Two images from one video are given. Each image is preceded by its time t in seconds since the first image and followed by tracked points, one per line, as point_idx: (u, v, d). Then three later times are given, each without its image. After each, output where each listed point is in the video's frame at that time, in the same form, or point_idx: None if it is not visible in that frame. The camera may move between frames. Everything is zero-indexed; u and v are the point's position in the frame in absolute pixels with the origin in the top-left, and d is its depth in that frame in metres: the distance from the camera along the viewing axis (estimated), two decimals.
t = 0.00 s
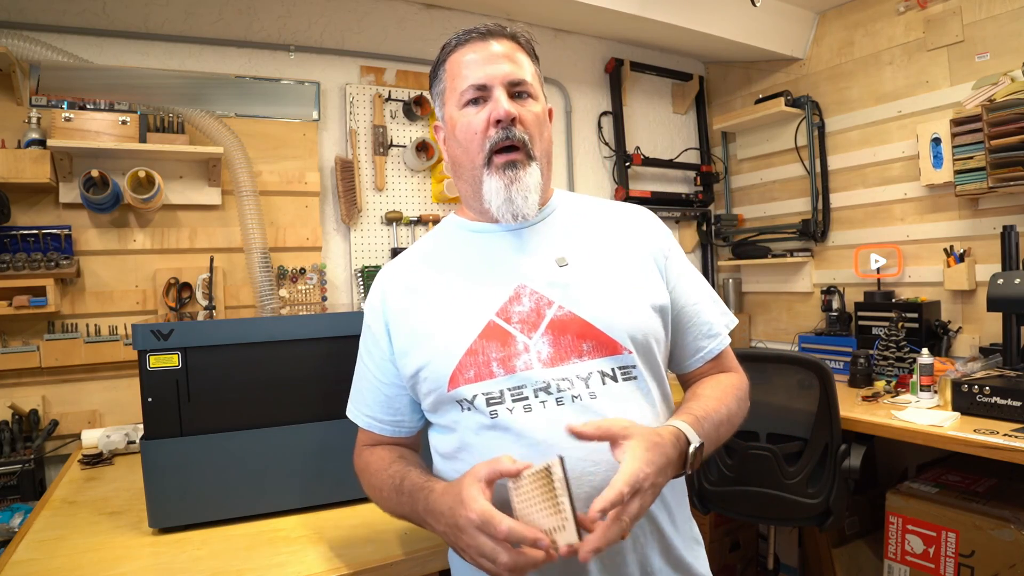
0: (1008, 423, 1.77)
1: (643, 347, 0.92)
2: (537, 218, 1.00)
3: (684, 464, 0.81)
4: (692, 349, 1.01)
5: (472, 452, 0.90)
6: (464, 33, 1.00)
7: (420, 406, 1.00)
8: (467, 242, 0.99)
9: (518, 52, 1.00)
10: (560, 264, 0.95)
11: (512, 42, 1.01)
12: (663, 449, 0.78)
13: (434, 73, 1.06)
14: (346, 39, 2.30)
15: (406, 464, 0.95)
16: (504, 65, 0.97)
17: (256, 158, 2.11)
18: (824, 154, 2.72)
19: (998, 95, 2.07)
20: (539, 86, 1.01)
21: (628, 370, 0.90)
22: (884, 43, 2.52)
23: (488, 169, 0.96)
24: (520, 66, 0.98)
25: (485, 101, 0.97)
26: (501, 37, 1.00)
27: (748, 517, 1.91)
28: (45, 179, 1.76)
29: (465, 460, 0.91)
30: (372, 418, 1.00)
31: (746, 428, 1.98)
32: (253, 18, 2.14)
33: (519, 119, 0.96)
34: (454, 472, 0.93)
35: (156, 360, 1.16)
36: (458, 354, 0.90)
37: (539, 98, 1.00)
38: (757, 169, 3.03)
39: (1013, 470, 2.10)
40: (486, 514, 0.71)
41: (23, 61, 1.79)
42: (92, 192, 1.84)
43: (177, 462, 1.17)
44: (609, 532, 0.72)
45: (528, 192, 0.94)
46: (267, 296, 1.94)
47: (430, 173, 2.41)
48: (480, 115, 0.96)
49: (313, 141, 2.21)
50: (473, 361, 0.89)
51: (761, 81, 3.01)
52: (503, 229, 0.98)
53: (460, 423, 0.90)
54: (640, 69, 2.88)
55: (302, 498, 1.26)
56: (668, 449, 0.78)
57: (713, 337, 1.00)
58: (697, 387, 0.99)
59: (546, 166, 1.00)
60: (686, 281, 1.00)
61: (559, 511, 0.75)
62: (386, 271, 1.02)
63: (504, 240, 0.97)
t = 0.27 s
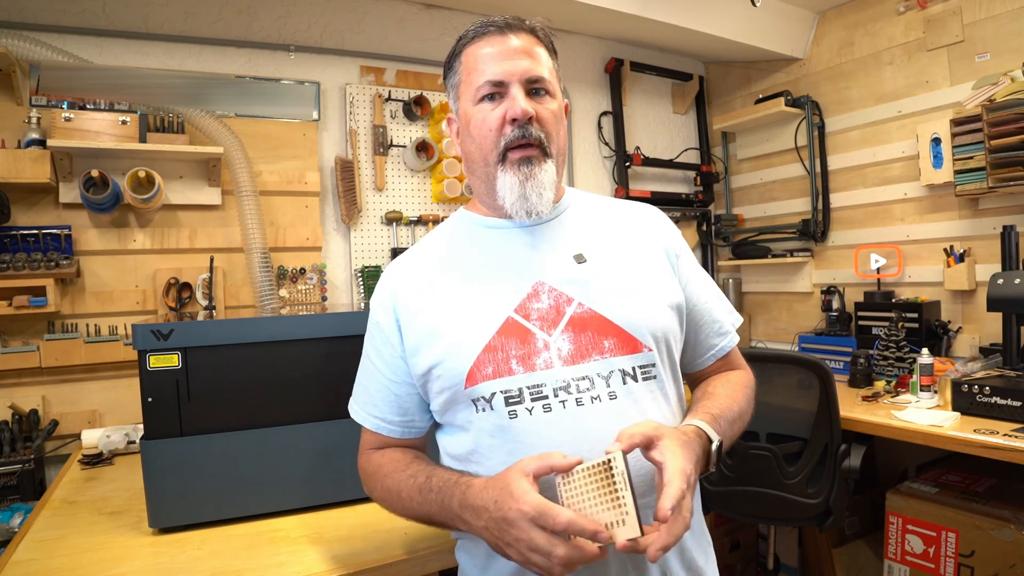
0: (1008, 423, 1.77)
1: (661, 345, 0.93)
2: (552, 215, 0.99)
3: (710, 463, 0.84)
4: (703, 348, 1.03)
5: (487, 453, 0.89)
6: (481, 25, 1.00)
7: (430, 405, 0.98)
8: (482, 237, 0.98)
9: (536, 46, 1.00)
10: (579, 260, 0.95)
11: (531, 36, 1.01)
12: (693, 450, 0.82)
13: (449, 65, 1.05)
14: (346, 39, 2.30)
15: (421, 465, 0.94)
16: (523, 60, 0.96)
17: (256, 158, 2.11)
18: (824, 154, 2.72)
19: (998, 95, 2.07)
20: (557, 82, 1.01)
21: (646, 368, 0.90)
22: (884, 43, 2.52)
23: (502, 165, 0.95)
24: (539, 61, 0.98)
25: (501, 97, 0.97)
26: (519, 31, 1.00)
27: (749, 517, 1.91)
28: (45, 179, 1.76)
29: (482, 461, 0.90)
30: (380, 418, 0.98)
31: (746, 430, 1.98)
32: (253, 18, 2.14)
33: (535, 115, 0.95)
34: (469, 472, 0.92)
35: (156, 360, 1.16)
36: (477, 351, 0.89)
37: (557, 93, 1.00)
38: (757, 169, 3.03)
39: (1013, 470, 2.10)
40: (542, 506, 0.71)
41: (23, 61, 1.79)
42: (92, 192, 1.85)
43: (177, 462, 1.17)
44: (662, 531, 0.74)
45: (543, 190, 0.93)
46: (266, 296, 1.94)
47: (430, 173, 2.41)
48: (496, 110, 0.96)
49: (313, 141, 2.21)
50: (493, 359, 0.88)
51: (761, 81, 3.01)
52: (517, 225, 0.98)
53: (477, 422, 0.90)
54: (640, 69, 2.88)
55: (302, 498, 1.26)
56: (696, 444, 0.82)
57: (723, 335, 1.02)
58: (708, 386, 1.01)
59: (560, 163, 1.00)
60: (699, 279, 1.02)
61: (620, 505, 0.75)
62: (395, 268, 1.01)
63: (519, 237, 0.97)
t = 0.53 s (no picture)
0: (1008, 423, 1.77)
1: (664, 348, 0.92)
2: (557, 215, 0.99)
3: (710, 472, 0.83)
4: (708, 351, 1.02)
5: (485, 454, 0.89)
6: (488, 21, 1.00)
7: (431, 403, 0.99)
8: (485, 237, 0.98)
9: (544, 43, 1.00)
10: (582, 261, 0.95)
11: (539, 32, 1.01)
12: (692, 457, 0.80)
13: (456, 63, 1.05)
14: (346, 39, 2.29)
15: (421, 464, 0.94)
16: (529, 57, 0.97)
17: (256, 158, 2.11)
18: (824, 154, 2.72)
19: (998, 95, 2.07)
20: (564, 80, 1.01)
21: (649, 372, 0.90)
22: (884, 43, 2.52)
23: (507, 163, 0.95)
24: (545, 58, 0.98)
25: (506, 94, 0.97)
26: (527, 28, 1.00)
27: (749, 517, 1.91)
28: (44, 179, 1.76)
29: (480, 462, 0.90)
30: (380, 415, 0.99)
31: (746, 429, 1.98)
32: (253, 18, 2.14)
33: (540, 112, 0.95)
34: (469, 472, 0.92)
35: (156, 360, 1.16)
36: (478, 350, 0.89)
37: (563, 91, 1.00)
38: (757, 169, 3.03)
39: (1013, 470, 2.10)
40: (540, 517, 0.71)
41: (23, 61, 1.79)
42: (92, 192, 1.85)
43: (177, 463, 1.17)
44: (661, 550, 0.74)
45: (548, 187, 0.93)
46: (266, 295, 1.94)
47: (430, 173, 2.42)
48: (502, 106, 0.96)
49: (313, 141, 2.21)
50: (493, 359, 0.89)
51: (761, 81, 3.01)
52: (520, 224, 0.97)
53: (474, 422, 0.90)
54: (640, 69, 2.88)
55: (302, 498, 1.26)
56: (697, 453, 0.81)
57: (729, 338, 1.01)
58: (712, 391, 1.00)
59: (566, 161, 0.99)
60: (704, 282, 1.01)
61: (622, 522, 0.73)
62: (399, 265, 1.01)
63: (521, 237, 0.97)
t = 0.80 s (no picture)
0: (1008, 423, 1.77)
1: (654, 347, 0.88)
2: (549, 214, 0.97)
3: (686, 477, 0.76)
4: (714, 350, 0.94)
5: (472, 449, 0.91)
6: (469, 28, 1.00)
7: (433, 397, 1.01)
8: (481, 235, 0.99)
9: (527, 43, 0.99)
10: (571, 258, 0.93)
11: (521, 33, 0.99)
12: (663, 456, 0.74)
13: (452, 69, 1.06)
14: (346, 39, 2.29)
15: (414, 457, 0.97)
16: (508, 59, 0.96)
17: (256, 158, 2.11)
18: (824, 154, 2.72)
19: (998, 95, 2.07)
20: (550, 77, 0.99)
21: (634, 371, 0.86)
22: (884, 43, 2.52)
23: (491, 168, 0.96)
24: (525, 58, 0.96)
25: (487, 97, 0.97)
26: (510, 30, 0.99)
27: (749, 517, 1.91)
28: (44, 179, 1.76)
29: (467, 456, 0.92)
30: (385, 407, 1.03)
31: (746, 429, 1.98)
32: (253, 18, 2.14)
33: (518, 115, 0.94)
34: (460, 467, 0.94)
35: (156, 360, 1.16)
36: (464, 347, 0.91)
37: (548, 88, 0.98)
38: (757, 169, 3.03)
39: (1012, 470, 2.10)
40: (486, 515, 0.73)
41: (23, 61, 1.79)
42: (92, 192, 1.85)
43: (177, 463, 1.17)
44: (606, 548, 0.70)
45: (530, 189, 0.91)
46: (266, 295, 1.94)
47: (430, 173, 2.42)
48: (482, 112, 0.96)
49: (313, 141, 2.21)
50: (477, 356, 0.90)
51: (761, 81, 3.01)
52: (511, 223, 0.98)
53: (460, 417, 0.92)
54: (640, 69, 2.88)
55: (301, 498, 1.26)
56: (666, 456, 0.74)
57: (739, 336, 0.92)
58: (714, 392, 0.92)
59: (554, 159, 0.97)
60: (710, 277, 0.94)
61: (568, 521, 0.73)
62: (407, 263, 1.05)
63: (513, 235, 0.97)
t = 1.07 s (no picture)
0: (1008, 423, 1.77)
1: (634, 349, 0.85)
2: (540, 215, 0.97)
3: (643, 490, 0.73)
4: (710, 351, 0.85)
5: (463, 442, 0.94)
6: (454, 38, 1.00)
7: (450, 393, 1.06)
8: (483, 237, 1.02)
9: (506, 45, 0.96)
10: (555, 258, 0.92)
11: (502, 35, 0.97)
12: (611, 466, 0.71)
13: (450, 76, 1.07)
14: (346, 39, 2.29)
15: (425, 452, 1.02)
16: (484, 65, 0.94)
17: (256, 158, 2.11)
18: (824, 154, 2.72)
19: (998, 95, 2.07)
20: (530, 77, 0.95)
21: (609, 374, 0.84)
22: (884, 43, 2.52)
23: (475, 174, 0.96)
24: (501, 63, 0.94)
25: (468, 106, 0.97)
26: (491, 33, 0.97)
27: (747, 517, 1.90)
28: (44, 179, 1.76)
29: (460, 450, 0.96)
30: (405, 399, 1.10)
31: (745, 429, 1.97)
32: (253, 18, 2.14)
33: (495, 120, 0.92)
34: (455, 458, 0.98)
35: (156, 360, 1.16)
36: (454, 346, 0.95)
37: (527, 89, 0.94)
38: (757, 169, 3.03)
39: (1012, 469, 2.10)
40: (437, 505, 0.81)
41: (23, 61, 1.79)
42: (92, 192, 1.85)
43: (176, 463, 1.17)
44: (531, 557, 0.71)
45: (506, 197, 0.91)
46: (267, 295, 1.94)
47: (430, 173, 2.42)
48: (465, 120, 0.96)
49: (313, 141, 2.21)
50: (463, 355, 0.93)
51: (761, 81, 3.01)
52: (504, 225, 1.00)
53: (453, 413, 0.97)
54: (639, 69, 2.88)
55: (299, 498, 1.26)
56: (615, 469, 0.71)
57: (737, 336, 0.83)
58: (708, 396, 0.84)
59: (539, 160, 0.95)
60: (705, 271, 0.86)
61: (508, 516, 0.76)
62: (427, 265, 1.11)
63: (506, 237, 0.99)
